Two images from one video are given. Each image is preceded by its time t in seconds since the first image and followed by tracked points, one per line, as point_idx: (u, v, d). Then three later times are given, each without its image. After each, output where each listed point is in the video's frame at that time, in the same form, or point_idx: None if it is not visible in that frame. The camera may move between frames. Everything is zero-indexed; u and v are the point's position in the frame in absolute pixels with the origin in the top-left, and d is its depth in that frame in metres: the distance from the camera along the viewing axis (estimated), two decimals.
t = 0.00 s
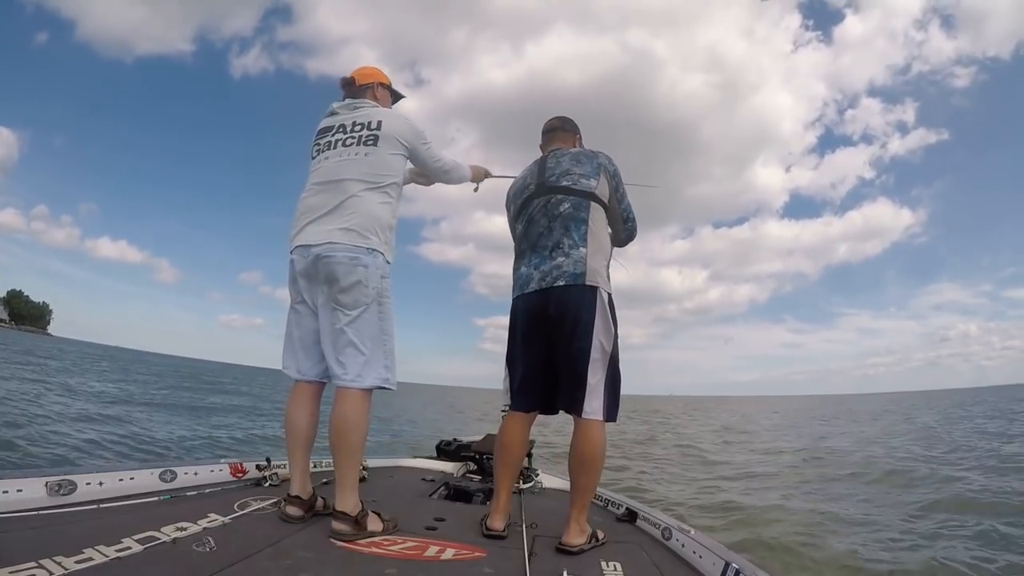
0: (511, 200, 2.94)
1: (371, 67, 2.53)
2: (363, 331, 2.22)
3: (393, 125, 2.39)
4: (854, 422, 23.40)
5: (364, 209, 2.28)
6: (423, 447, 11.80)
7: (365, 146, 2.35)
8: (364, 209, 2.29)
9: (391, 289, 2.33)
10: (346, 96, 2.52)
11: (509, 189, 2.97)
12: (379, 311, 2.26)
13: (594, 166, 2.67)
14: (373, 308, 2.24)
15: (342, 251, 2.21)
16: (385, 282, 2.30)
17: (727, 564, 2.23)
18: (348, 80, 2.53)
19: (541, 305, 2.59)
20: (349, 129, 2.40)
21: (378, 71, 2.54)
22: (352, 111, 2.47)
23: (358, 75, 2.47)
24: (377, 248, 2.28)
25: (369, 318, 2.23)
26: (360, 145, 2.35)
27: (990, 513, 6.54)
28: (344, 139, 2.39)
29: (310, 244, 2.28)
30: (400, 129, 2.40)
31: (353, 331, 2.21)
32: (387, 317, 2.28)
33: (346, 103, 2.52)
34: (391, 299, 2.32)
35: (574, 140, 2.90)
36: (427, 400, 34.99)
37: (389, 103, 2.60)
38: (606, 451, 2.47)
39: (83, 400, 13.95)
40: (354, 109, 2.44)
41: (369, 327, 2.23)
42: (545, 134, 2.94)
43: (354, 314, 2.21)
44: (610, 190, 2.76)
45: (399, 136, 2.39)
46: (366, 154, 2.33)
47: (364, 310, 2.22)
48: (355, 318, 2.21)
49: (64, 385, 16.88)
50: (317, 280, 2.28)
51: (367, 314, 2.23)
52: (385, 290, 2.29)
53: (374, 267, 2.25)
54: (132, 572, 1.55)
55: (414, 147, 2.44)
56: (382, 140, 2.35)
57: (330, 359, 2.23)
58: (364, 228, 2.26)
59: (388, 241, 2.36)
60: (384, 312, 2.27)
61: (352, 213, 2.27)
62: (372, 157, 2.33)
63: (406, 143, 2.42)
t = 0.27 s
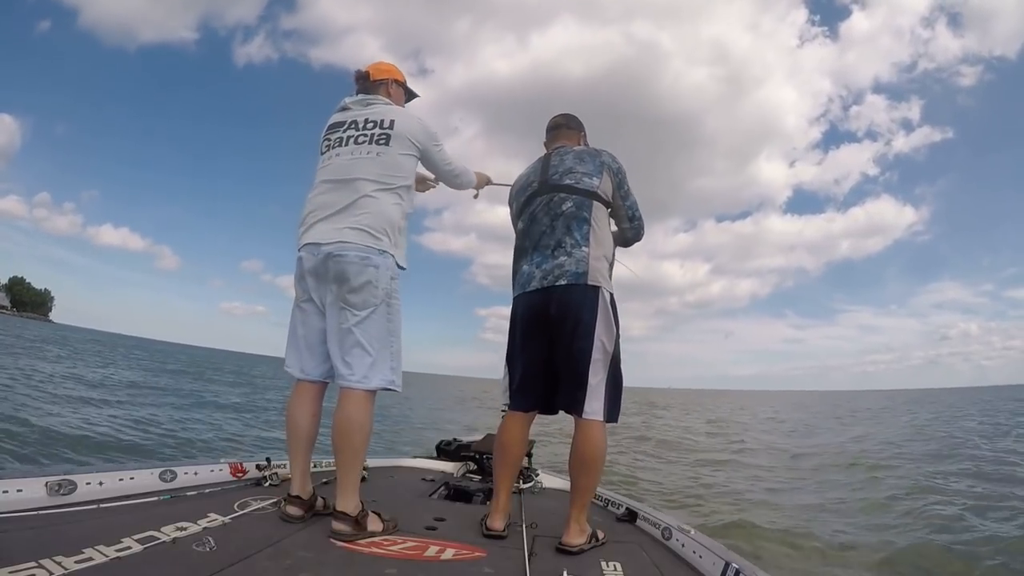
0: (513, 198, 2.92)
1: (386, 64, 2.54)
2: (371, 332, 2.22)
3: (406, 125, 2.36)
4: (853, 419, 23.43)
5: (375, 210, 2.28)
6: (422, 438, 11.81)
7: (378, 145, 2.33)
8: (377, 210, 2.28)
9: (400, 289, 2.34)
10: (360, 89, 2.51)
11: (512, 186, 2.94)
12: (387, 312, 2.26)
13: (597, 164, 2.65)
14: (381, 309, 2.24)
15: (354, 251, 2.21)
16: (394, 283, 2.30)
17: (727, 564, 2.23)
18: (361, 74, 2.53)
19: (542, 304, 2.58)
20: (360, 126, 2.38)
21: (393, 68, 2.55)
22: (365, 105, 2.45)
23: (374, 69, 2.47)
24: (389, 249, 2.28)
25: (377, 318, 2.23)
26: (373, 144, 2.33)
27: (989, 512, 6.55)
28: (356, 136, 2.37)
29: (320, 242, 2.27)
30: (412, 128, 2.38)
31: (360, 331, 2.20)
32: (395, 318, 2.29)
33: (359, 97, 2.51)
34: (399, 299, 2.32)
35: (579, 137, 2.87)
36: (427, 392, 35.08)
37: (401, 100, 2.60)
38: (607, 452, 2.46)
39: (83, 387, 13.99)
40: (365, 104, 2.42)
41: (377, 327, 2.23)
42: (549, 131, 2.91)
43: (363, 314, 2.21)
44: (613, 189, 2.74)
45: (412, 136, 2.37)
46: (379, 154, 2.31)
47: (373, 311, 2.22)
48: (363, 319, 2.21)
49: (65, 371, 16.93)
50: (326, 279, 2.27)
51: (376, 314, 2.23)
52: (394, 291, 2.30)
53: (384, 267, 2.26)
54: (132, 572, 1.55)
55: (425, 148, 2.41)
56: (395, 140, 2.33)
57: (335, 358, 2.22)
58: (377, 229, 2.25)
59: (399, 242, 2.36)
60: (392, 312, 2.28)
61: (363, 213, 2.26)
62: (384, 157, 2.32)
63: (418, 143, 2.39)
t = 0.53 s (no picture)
0: (520, 195, 2.89)
1: (399, 60, 2.51)
2: (379, 333, 2.21)
3: (416, 125, 2.34)
4: (853, 417, 23.43)
5: (386, 210, 2.26)
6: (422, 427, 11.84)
7: (388, 145, 2.31)
8: (387, 211, 2.27)
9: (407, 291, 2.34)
10: (371, 84, 2.49)
11: (519, 183, 2.92)
12: (395, 313, 2.26)
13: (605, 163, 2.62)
14: (390, 310, 2.24)
15: (364, 251, 2.20)
16: (403, 284, 2.30)
17: (727, 564, 2.22)
18: (374, 68, 2.51)
19: (546, 302, 2.55)
20: (369, 124, 2.35)
21: (406, 65, 2.53)
22: (375, 102, 2.42)
23: (386, 65, 2.45)
24: (399, 251, 2.28)
25: (386, 319, 2.22)
26: (382, 143, 2.30)
27: (988, 513, 6.56)
28: (365, 135, 2.34)
29: (328, 241, 2.25)
30: (423, 129, 2.35)
31: (368, 332, 2.19)
32: (403, 319, 2.29)
33: (369, 92, 2.48)
34: (407, 301, 2.32)
35: (588, 135, 2.84)
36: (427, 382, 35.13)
37: (411, 98, 2.58)
38: (610, 454, 2.45)
39: (85, 372, 14.04)
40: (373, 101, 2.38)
41: (385, 329, 2.23)
42: (558, 127, 2.88)
43: (371, 315, 2.20)
44: (621, 188, 2.71)
45: (422, 136, 2.34)
46: (389, 154, 2.29)
47: (382, 312, 2.22)
48: (371, 320, 2.20)
49: (67, 356, 16.98)
50: (334, 278, 2.25)
51: (384, 316, 2.23)
52: (402, 293, 2.29)
53: (394, 269, 2.25)
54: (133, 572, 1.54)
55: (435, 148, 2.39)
56: (405, 140, 2.31)
57: (340, 359, 2.21)
58: (388, 230, 2.24)
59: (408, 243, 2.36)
60: (400, 314, 2.27)
61: (375, 212, 2.25)
62: (394, 157, 2.30)
63: (428, 144, 2.37)
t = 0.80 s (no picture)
0: (522, 195, 2.89)
1: (402, 60, 2.51)
2: (379, 334, 2.21)
3: (415, 126, 2.33)
4: (853, 417, 23.43)
5: (386, 211, 2.26)
6: (422, 426, 11.83)
7: (386, 146, 2.30)
8: (388, 211, 2.27)
9: (407, 292, 2.34)
10: (372, 84, 2.49)
11: (520, 183, 2.91)
12: (395, 314, 2.26)
13: (607, 162, 2.61)
14: (390, 311, 2.24)
15: (365, 251, 2.19)
16: (404, 285, 2.30)
17: (727, 565, 2.22)
18: (376, 68, 2.51)
19: (547, 303, 2.55)
20: (369, 125, 2.35)
21: (408, 65, 2.53)
22: (375, 102, 2.42)
23: (388, 64, 2.45)
24: (400, 253, 2.28)
25: (386, 320, 2.23)
26: (379, 144, 2.30)
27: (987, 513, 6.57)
28: (364, 137, 2.33)
29: (329, 241, 2.24)
30: (422, 130, 2.35)
31: (368, 332, 2.19)
32: (403, 320, 2.29)
33: (371, 92, 2.48)
34: (407, 302, 2.32)
35: (590, 134, 2.84)
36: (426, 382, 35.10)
37: (413, 98, 2.58)
38: (610, 455, 2.45)
39: (85, 371, 14.06)
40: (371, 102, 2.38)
41: (386, 329, 2.23)
42: (560, 127, 2.88)
43: (372, 315, 2.20)
44: (622, 188, 2.70)
45: (421, 138, 2.33)
46: (387, 155, 2.28)
47: (383, 312, 2.22)
48: (372, 320, 2.20)
49: (67, 355, 17.00)
50: (334, 278, 2.24)
51: (385, 316, 2.23)
52: (403, 293, 2.30)
53: (395, 270, 2.25)
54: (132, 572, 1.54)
55: (433, 150, 2.37)
56: (403, 142, 2.30)
57: (339, 358, 2.21)
58: (389, 231, 2.24)
59: (408, 244, 2.36)
60: (400, 314, 2.28)
61: (376, 213, 2.25)
62: (393, 159, 2.29)
63: (426, 145, 2.36)
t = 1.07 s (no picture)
0: (515, 197, 2.92)
1: (392, 65, 2.56)
2: (370, 333, 2.23)
3: (401, 129, 2.36)
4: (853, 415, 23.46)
5: (373, 212, 2.28)
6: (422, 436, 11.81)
7: (373, 149, 2.33)
8: (375, 212, 2.29)
9: (398, 291, 2.36)
10: (364, 89, 2.53)
11: (513, 185, 2.95)
12: (386, 313, 2.27)
13: (598, 163, 2.65)
14: (381, 310, 2.26)
15: (353, 251, 2.22)
16: (394, 285, 2.32)
17: (727, 564, 2.24)
18: (368, 74, 2.56)
19: (541, 303, 2.58)
20: (357, 130, 2.38)
21: (399, 70, 2.57)
22: (366, 106, 2.46)
23: (378, 70, 2.49)
24: (389, 253, 2.30)
25: (377, 319, 2.24)
26: (366, 147, 2.33)
27: (985, 507, 6.61)
28: (351, 141, 2.37)
29: (319, 243, 2.28)
30: (408, 131, 2.37)
31: (360, 332, 2.21)
32: (394, 319, 2.30)
33: (362, 97, 2.52)
34: (398, 301, 2.34)
35: (582, 136, 2.88)
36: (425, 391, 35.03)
37: (405, 102, 2.61)
38: (606, 452, 2.46)
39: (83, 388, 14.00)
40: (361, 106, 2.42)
41: (376, 328, 2.25)
42: (552, 129, 2.92)
43: (362, 315, 2.22)
44: (614, 189, 2.73)
45: (407, 140, 2.36)
46: (373, 158, 2.31)
47: (373, 311, 2.24)
48: (362, 319, 2.22)
49: (64, 373, 16.96)
50: (325, 279, 2.27)
51: (375, 316, 2.24)
52: (393, 293, 2.32)
53: (384, 269, 2.28)
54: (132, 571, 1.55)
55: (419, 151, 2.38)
56: (388, 145, 2.33)
57: (333, 358, 2.23)
58: (376, 232, 2.27)
59: (398, 245, 2.38)
60: (391, 313, 2.30)
61: (363, 215, 2.28)
62: (379, 161, 2.32)
63: (412, 147, 2.38)
